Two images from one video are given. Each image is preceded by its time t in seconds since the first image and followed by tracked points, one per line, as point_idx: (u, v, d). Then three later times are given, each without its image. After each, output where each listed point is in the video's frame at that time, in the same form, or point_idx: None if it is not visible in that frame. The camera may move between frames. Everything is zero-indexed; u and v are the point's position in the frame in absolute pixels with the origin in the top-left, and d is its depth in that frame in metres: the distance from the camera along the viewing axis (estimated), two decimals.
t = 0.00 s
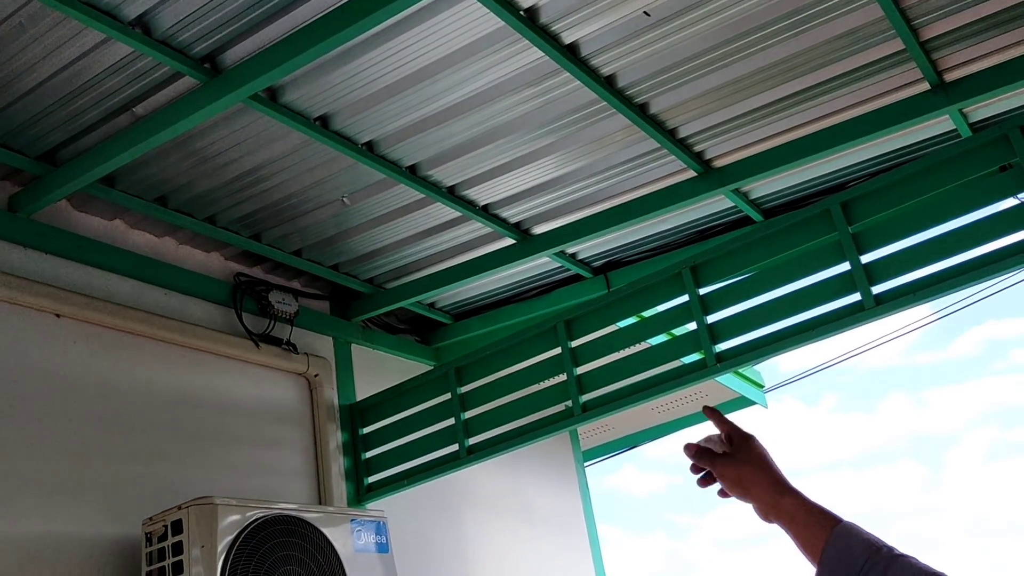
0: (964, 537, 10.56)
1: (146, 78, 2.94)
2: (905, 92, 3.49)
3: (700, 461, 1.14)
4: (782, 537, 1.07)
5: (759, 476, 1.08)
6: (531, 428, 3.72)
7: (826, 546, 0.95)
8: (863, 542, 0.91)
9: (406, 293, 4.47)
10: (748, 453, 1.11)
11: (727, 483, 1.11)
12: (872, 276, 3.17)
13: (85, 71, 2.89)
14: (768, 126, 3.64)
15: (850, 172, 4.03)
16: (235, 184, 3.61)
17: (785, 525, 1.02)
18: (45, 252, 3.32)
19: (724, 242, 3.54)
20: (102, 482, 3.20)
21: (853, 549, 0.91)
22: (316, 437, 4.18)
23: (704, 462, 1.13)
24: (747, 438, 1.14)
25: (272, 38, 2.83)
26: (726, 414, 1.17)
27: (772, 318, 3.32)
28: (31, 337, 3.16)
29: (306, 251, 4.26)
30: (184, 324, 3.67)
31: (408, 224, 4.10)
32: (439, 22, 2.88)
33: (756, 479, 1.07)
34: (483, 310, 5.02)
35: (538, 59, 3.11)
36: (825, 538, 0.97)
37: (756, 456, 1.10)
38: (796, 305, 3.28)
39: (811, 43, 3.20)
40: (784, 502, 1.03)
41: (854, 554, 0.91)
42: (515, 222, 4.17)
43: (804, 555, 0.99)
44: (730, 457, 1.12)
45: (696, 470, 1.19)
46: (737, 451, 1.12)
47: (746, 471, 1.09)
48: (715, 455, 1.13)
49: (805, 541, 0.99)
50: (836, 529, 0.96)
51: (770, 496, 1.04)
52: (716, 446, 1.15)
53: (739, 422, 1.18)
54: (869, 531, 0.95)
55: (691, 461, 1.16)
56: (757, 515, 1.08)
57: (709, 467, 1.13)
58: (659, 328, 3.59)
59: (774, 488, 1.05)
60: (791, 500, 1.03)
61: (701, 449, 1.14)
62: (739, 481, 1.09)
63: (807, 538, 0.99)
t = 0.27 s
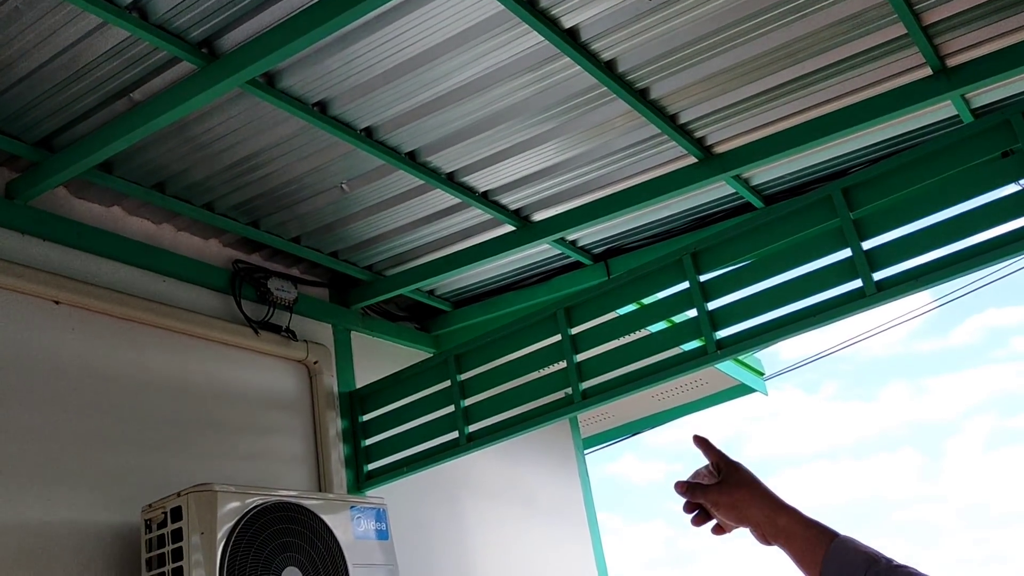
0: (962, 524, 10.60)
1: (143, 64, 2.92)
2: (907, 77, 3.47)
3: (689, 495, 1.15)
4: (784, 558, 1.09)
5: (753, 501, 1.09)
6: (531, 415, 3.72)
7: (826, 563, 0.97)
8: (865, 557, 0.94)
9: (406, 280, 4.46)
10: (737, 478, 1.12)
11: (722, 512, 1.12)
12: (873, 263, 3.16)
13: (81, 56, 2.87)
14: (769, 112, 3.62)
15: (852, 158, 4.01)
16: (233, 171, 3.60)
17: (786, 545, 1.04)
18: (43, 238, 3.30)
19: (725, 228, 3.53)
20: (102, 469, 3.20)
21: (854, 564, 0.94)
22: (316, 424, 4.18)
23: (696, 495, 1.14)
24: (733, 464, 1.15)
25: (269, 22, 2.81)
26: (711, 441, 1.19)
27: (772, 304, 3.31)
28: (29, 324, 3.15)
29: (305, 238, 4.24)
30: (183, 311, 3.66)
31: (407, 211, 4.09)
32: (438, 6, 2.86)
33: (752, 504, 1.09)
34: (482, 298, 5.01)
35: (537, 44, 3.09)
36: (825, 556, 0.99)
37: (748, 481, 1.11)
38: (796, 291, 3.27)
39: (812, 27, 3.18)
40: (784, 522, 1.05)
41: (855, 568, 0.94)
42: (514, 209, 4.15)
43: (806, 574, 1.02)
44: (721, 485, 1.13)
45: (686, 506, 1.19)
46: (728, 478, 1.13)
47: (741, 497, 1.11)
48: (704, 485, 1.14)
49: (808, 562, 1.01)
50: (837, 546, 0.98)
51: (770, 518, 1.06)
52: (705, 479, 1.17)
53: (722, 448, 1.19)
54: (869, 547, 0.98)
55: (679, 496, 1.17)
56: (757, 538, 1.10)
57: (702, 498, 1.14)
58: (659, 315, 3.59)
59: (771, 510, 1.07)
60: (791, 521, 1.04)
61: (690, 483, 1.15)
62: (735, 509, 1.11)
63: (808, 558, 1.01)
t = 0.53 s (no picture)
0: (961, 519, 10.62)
1: (143, 58, 2.92)
2: (908, 72, 3.47)
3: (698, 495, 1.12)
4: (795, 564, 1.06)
5: (766, 507, 1.06)
6: (531, 410, 3.72)
7: None
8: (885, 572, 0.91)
9: (406, 276, 4.46)
10: (749, 481, 1.09)
11: (733, 515, 1.09)
12: (874, 258, 3.16)
13: (82, 51, 2.86)
14: (770, 107, 3.62)
15: (853, 153, 4.01)
16: (233, 166, 3.59)
17: (796, 552, 1.02)
18: (43, 234, 3.30)
19: (725, 224, 3.53)
20: (103, 464, 3.20)
21: None
22: (316, 420, 4.18)
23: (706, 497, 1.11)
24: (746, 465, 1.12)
25: (270, 17, 2.81)
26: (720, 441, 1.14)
27: (773, 299, 3.31)
28: (30, 319, 3.15)
29: (305, 233, 4.24)
30: (183, 306, 3.66)
31: (408, 206, 4.08)
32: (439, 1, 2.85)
33: (764, 509, 1.06)
34: (483, 293, 5.01)
35: (538, 39, 3.08)
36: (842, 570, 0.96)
37: (761, 485, 1.08)
38: (797, 286, 3.27)
39: (813, 22, 3.17)
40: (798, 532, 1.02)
41: None
42: (515, 204, 4.15)
43: None
44: (732, 488, 1.10)
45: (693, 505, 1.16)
46: (739, 481, 1.10)
47: (754, 502, 1.07)
48: (715, 486, 1.11)
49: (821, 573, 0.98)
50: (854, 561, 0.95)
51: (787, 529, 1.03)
52: (715, 480, 1.13)
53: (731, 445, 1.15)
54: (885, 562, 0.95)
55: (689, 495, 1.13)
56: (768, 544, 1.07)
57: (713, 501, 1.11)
58: (660, 311, 3.58)
59: (783, 516, 1.04)
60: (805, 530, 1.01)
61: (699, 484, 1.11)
62: (746, 512, 1.07)
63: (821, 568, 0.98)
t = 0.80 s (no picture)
0: (961, 522, 10.63)
1: (147, 57, 2.92)
2: (912, 73, 3.47)
3: (719, 490, 1.13)
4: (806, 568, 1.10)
5: (788, 512, 1.08)
6: (533, 411, 3.71)
7: None
8: None
9: (408, 276, 4.46)
10: (772, 483, 1.12)
11: (752, 515, 1.11)
12: (877, 259, 3.16)
13: (86, 49, 2.86)
14: (773, 108, 3.62)
15: (855, 155, 4.01)
16: (236, 165, 3.59)
17: (815, 560, 1.04)
18: (46, 232, 3.30)
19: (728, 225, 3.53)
20: (104, 462, 3.20)
21: None
22: (318, 419, 4.17)
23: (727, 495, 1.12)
24: (771, 467, 1.14)
25: (274, 16, 2.81)
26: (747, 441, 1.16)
27: (775, 301, 3.31)
28: (33, 318, 3.15)
29: (307, 233, 4.24)
30: (186, 306, 3.66)
31: (410, 206, 4.08)
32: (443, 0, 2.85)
33: (786, 514, 1.08)
34: (484, 293, 5.01)
35: (543, 39, 3.08)
36: None
37: (785, 490, 1.10)
38: (800, 288, 3.27)
39: (817, 23, 3.17)
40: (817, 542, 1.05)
41: None
42: (517, 204, 4.15)
43: None
44: (756, 489, 1.11)
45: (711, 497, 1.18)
46: (763, 484, 1.11)
47: (777, 507, 1.09)
48: (737, 484, 1.12)
49: None
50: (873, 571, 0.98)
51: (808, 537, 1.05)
52: (736, 477, 1.15)
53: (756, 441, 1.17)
54: None
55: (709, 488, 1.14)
56: (784, 546, 1.10)
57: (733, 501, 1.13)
58: (662, 312, 3.58)
59: (806, 524, 1.06)
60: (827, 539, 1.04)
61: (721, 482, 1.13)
62: (767, 515, 1.10)
63: None
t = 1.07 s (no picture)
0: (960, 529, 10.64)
1: (152, 58, 2.92)
2: (915, 80, 3.47)
3: (730, 505, 1.21)
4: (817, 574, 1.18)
5: (797, 521, 1.16)
6: (534, 414, 3.71)
7: None
8: None
9: (410, 278, 4.46)
10: (781, 495, 1.19)
11: (762, 527, 1.19)
12: (880, 266, 3.16)
13: (91, 49, 2.86)
14: (776, 113, 3.62)
15: (858, 160, 4.01)
16: (239, 166, 3.59)
17: (827, 569, 1.12)
18: (48, 232, 3.30)
19: (730, 230, 3.53)
20: (105, 463, 3.19)
21: None
22: (318, 421, 4.17)
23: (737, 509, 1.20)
24: (777, 478, 1.21)
25: (280, 18, 2.81)
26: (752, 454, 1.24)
27: (777, 306, 3.31)
28: (35, 318, 3.15)
29: (309, 234, 4.24)
30: (187, 306, 3.66)
31: (413, 208, 4.08)
32: (448, 3, 2.85)
33: (796, 525, 1.16)
34: (486, 296, 5.01)
35: (547, 42, 3.08)
36: None
37: (792, 501, 1.17)
38: (801, 293, 3.27)
39: (821, 29, 3.18)
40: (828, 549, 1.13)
41: None
42: (520, 208, 4.15)
43: None
44: (764, 501, 1.19)
45: (719, 512, 1.26)
46: (771, 496, 1.19)
47: (786, 518, 1.17)
48: (745, 498, 1.20)
49: None
50: None
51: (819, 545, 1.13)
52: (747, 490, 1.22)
53: (759, 455, 1.25)
54: None
55: (718, 504, 1.22)
56: (795, 555, 1.18)
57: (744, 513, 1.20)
58: (664, 316, 3.58)
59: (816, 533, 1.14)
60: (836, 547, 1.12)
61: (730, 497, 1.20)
62: (777, 526, 1.17)
63: None
